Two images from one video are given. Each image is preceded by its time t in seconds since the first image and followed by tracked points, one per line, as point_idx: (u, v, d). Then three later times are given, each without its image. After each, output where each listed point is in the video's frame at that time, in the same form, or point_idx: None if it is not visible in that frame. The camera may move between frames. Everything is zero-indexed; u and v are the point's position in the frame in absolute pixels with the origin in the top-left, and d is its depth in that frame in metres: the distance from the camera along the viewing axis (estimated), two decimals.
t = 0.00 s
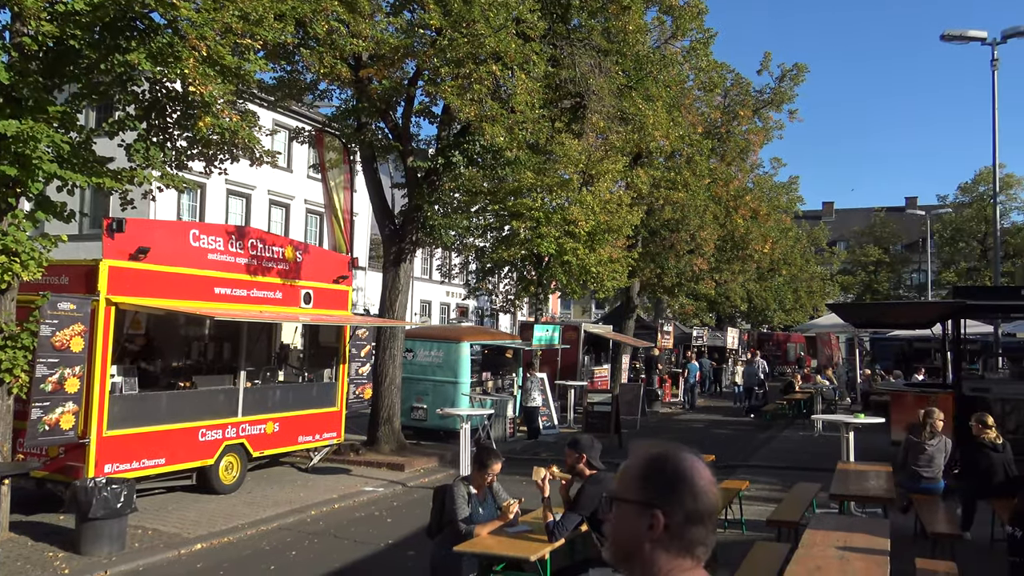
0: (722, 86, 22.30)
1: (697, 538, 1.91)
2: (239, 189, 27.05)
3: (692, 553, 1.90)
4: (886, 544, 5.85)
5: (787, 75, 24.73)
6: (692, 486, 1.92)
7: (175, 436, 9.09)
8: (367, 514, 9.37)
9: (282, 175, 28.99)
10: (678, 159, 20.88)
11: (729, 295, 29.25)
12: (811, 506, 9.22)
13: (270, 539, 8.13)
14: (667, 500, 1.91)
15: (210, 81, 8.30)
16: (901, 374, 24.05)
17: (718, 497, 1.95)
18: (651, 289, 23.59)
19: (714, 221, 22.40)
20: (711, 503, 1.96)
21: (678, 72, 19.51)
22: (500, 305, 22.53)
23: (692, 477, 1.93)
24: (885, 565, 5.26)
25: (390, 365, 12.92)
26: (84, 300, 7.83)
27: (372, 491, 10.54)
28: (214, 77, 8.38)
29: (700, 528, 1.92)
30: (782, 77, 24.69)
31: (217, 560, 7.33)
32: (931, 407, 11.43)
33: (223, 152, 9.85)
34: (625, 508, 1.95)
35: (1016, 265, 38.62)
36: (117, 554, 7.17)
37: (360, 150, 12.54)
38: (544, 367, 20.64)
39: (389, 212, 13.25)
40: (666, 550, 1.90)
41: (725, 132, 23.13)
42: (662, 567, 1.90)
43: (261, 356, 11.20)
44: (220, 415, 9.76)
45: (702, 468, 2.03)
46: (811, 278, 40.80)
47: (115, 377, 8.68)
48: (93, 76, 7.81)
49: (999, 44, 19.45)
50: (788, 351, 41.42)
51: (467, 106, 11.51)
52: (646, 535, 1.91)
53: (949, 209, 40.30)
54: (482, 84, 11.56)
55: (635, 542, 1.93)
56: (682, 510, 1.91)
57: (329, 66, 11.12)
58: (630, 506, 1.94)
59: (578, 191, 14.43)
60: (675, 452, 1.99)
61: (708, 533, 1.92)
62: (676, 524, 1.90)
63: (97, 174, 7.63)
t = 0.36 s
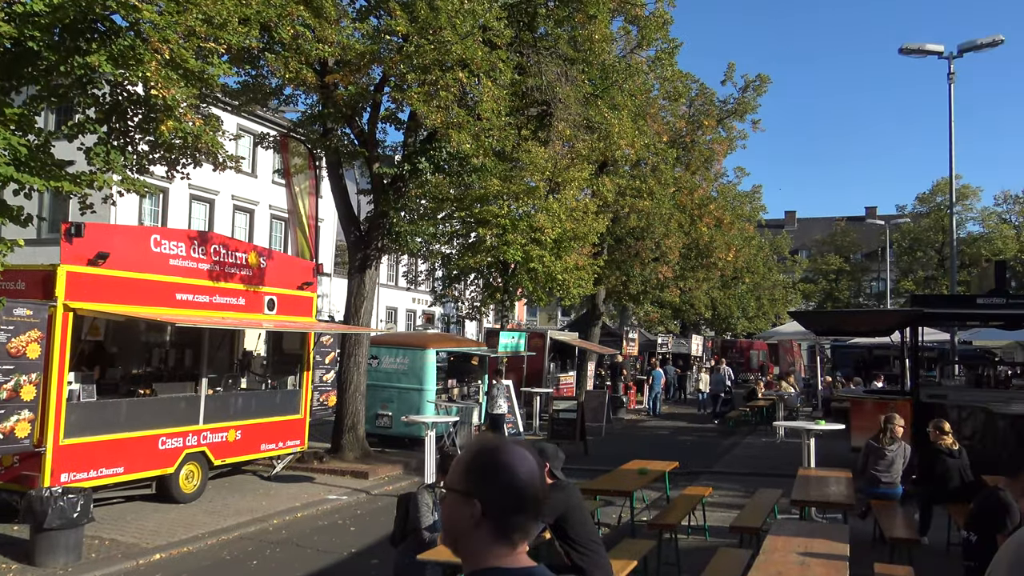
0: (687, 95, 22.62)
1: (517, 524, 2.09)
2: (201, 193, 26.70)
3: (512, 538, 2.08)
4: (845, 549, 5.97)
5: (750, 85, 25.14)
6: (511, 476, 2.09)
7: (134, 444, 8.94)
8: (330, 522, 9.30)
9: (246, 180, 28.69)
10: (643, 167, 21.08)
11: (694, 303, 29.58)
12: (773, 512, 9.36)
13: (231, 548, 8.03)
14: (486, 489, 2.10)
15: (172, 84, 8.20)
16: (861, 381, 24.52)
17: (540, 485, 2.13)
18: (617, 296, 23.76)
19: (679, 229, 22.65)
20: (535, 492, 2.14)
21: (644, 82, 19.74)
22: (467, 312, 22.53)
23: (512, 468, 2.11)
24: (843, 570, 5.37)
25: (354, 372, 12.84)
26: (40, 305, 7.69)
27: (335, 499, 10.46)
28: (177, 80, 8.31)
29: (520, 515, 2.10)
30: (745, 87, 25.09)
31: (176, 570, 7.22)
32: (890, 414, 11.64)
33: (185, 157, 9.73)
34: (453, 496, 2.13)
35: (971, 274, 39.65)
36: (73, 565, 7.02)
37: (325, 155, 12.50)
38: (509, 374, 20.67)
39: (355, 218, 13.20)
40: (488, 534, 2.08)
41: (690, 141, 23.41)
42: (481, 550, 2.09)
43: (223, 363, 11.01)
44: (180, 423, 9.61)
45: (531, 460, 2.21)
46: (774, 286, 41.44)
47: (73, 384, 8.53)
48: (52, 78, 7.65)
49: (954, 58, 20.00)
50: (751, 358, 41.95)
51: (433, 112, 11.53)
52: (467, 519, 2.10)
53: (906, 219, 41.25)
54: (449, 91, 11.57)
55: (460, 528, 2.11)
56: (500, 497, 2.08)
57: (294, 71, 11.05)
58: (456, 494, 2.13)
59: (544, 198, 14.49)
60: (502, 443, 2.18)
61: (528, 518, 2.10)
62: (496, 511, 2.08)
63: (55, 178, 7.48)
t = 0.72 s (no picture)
0: (657, 89, 22.75)
1: (385, 500, 2.15)
2: (168, 184, 26.29)
3: (377, 512, 2.15)
4: (811, 539, 6.09)
5: (720, 80, 25.32)
6: (380, 455, 2.19)
7: (99, 438, 8.80)
8: (299, 515, 9.25)
9: (213, 171, 28.30)
10: (614, 161, 21.15)
11: (664, 295, 29.79)
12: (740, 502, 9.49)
13: (198, 542, 7.96)
14: (357, 467, 2.19)
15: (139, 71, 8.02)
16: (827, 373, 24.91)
17: (409, 467, 2.21)
18: (588, 289, 23.83)
19: (650, 223, 22.79)
20: (406, 473, 2.22)
21: (614, 75, 19.79)
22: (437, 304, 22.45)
23: (380, 446, 2.21)
24: (809, 559, 5.47)
25: (324, 365, 12.77)
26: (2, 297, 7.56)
27: (305, 492, 10.40)
28: (144, 68, 8.16)
29: (388, 492, 2.17)
30: (715, 82, 25.27)
31: (142, 565, 7.14)
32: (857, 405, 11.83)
33: (151, 146, 9.57)
34: (332, 475, 2.23)
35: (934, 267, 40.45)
36: (36, 560, 6.91)
37: (295, 146, 12.37)
38: (480, 366, 20.65)
39: (324, 209, 13.10)
40: (358, 507, 2.16)
41: (660, 134, 23.52)
42: (351, 525, 2.16)
43: (190, 356, 10.93)
44: (147, 416, 9.49)
45: (407, 444, 2.30)
46: (743, 279, 41.89)
47: (36, 377, 8.39)
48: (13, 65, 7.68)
49: (920, 55, 20.32)
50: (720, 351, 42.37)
51: (403, 103, 11.46)
52: (341, 496, 2.18)
53: (872, 214, 41.90)
54: (419, 82, 11.51)
55: (337, 504, 2.20)
56: (368, 474, 2.17)
57: (262, 60, 10.87)
58: (332, 473, 2.24)
59: (515, 190, 14.48)
60: (379, 428, 2.28)
61: (395, 495, 2.17)
62: (365, 486, 2.17)
63: (16, 167, 7.35)
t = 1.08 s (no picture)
0: (634, 84, 22.87)
1: (301, 484, 2.27)
2: (142, 177, 25.98)
3: (293, 492, 2.26)
4: (784, 530, 6.18)
5: (697, 75, 25.48)
6: (303, 442, 2.32)
7: (72, 434, 8.71)
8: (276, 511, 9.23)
9: (188, 164, 27.99)
10: (591, 155, 21.23)
11: (640, 289, 29.99)
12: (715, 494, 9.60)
13: (173, 539, 7.91)
14: (281, 450, 2.32)
15: (111, 63, 7.96)
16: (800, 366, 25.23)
17: (327, 457, 2.34)
18: (565, 283, 23.92)
19: (626, 217, 22.92)
20: (323, 462, 2.34)
21: (592, 70, 19.86)
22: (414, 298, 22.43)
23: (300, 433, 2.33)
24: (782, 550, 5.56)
25: (300, 359, 12.72)
26: None
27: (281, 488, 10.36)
28: (116, 60, 8.09)
29: (305, 476, 2.29)
30: (692, 77, 25.42)
31: (116, 562, 7.09)
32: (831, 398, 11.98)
33: (125, 139, 9.48)
34: (257, 458, 2.35)
35: (907, 261, 41.05)
36: (7, 558, 6.84)
37: (270, 139, 12.29)
38: (458, 360, 20.66)
39: (301, 203, 13.02)
40: (277, 488, 2.27)
41: (637, 129, 23.62)
42: (269, 503, 2.27)
43: (164, 351, 10.84)
44: (120, 412, 9.40)
45: (330, 437, 2.43)
46: (719, 273, 42.27)
47: (7, 372, 8.30)
48: None
49: (893, 52, 20.57)
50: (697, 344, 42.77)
51: (379, 97, 11.42)
52: (261, 477, 2.30)
53: (846, 209, 42.41)
54: (396, 75, 11.48)
55: (259, 485, 2.32)
56: (287, 457, 2.30)
57: (237, 52, 10.76)
58: (259, 455, 2.36)
59: (492, 185, 14.50)
60: (304, 418, 2.41)
61: (312, 480, 2.29)
62: (285, 469, 2.29)
63: None
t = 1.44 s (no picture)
0: (614, 85, 22.98)
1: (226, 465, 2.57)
2: (119, 177, 25.71)
3: (218, 478, 2.53)
4: (763, 528, 6.25)
5: (676, 77, 25.61)
6: (220, 430, 2.61)
7: (48, 437, 8.61)
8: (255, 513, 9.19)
9: (165, 164, 27.72)
10: (572, 156, 21.29)
11: (621, 290, 30.09)
12: (695, 493, 9.67)
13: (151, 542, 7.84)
14: (203, 439, 2.60)
15: (87, 62, 7.90)
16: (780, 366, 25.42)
17: (244, 437, 2.64)
18: (546, 284, 23.95)
19: (607, 218, 22.99)
20: (244, 448, 2.62)
21: (572, 71, 19.91)
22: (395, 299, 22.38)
23: (219, 426, 2.61)
24: (761, 548, 5.62)
25: (280, 361, 12.66)
26: None
27: (260, 490, 10.30)
28: (92, 59, 8.02)
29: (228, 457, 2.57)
30: (672, 78, 25.56)
31: (94, 566, 7.02)
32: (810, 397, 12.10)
33: (101, 139, 9.41)
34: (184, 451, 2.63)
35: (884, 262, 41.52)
36: None
37: (250, 139, 12.23)
38: (439, 361, 20.64)
39: (281, 204, 12.95)
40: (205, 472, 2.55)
41: (618, 130, 23.70)
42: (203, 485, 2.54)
43: (142, 353, 10.75)
44: (97, 415, 9.32)
45: (245, 421, 2.73)
46: (699, 274, 42.52)
47: None
48: None
49: (870, 54, 20.81)
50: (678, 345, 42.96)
51: (359, 97, 11.39)
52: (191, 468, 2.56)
53: (824, 210, 42.82)
54: (376, 75, 11.43)
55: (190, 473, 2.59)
56: (209, 442, 2.58)
57: (216, 52, 10.67)
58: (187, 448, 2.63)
59: (472, 185, 14.50)
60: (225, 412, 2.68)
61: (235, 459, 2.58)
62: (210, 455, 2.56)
63: None
